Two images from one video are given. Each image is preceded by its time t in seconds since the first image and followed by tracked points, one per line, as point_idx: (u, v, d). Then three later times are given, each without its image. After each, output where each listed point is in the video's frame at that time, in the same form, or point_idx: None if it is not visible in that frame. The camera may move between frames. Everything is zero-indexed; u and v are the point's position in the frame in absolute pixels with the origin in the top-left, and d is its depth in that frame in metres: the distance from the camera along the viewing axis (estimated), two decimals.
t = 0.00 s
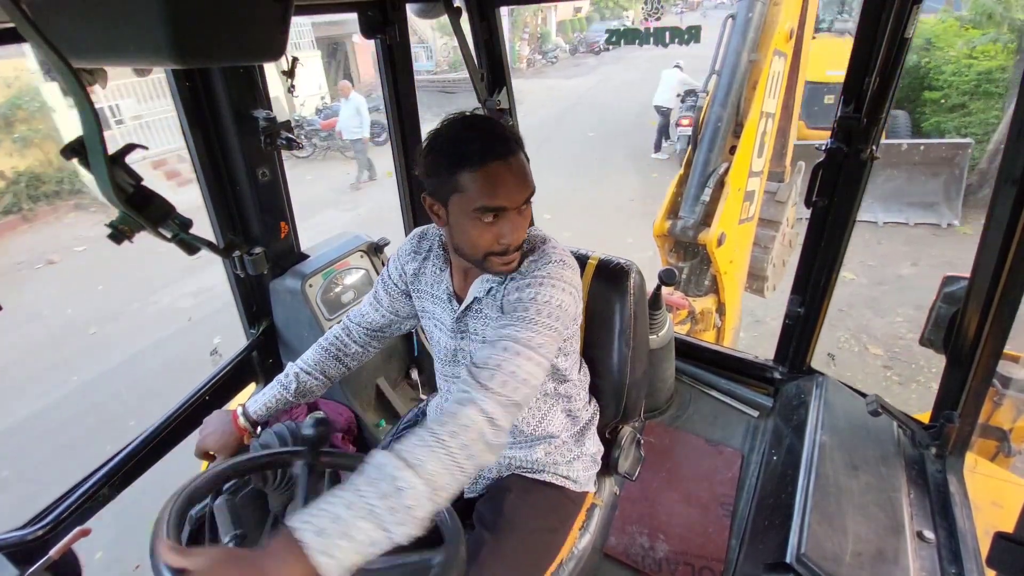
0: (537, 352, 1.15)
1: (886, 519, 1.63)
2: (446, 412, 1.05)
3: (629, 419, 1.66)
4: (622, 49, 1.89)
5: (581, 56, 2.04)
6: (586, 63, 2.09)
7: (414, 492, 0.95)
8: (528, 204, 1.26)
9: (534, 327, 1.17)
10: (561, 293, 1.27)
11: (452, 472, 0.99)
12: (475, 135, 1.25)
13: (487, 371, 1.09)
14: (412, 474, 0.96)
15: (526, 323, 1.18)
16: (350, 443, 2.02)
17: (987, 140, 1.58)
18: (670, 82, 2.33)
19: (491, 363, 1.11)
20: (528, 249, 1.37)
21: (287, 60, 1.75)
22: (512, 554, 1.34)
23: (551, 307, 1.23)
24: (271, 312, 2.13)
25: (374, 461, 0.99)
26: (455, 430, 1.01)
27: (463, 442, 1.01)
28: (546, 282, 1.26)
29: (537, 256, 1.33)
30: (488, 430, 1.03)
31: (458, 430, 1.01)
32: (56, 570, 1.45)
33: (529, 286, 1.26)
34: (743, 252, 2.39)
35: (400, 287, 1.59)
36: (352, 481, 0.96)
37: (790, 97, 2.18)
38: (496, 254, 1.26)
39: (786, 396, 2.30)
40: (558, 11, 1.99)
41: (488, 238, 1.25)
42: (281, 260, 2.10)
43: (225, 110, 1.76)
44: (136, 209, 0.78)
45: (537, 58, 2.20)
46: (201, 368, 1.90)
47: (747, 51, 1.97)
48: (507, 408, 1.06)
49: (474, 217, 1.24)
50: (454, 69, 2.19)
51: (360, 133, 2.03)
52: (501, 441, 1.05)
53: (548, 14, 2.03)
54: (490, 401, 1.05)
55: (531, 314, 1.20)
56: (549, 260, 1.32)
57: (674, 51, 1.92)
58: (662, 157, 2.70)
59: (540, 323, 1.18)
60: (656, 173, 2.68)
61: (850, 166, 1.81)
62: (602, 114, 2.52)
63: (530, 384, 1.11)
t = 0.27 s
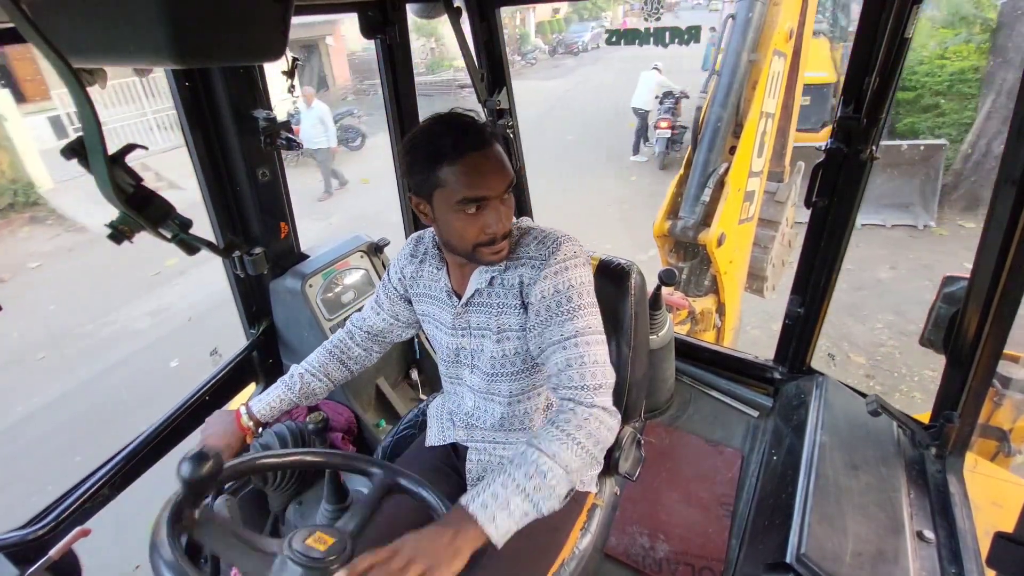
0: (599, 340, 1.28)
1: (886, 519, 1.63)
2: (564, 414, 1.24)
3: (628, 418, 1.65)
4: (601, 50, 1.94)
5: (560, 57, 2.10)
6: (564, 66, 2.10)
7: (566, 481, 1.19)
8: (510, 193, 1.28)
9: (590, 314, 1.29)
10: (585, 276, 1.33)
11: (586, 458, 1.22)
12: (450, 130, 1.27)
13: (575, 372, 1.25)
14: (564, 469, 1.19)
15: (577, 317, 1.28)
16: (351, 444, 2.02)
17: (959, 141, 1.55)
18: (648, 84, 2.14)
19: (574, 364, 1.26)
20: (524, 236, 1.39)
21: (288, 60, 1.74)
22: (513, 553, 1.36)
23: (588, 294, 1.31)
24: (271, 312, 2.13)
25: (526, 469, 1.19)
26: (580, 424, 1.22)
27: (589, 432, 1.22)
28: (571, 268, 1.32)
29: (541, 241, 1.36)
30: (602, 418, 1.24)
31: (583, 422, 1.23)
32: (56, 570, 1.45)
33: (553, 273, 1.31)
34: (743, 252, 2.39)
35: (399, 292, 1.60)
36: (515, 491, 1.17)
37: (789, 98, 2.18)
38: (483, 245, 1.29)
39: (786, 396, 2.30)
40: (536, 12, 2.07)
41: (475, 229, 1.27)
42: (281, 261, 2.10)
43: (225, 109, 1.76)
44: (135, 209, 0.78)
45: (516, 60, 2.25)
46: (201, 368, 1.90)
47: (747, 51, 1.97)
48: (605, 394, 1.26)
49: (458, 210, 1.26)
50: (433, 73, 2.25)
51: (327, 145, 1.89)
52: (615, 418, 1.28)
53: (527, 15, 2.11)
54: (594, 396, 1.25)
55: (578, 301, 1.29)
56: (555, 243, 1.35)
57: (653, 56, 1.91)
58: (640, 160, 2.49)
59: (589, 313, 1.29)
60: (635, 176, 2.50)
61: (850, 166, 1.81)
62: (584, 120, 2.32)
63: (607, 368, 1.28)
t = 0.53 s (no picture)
0: (579, 353, 1.28)
1: (886, 518, 1.63)
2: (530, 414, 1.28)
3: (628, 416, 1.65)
4: (573, 49, 2.04)
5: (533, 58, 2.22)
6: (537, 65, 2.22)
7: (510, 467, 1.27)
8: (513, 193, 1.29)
9: (573, 327, 1.29)
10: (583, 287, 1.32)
11: (536, 456, 1.27)
12: (449, 131, 1.27)
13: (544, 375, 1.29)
14: (510, 456, 1.26)
15: (560, 326, 1.29)
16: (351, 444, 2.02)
17: (926, 140, 1.64)
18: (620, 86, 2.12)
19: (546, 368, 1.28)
20: (527, 242, 1.39)
21: (287, 59, 1.78)
22: (516, 554, 1.35)
23: (582, 306, 1.31)
24: (271, 313, 2.13)
25: (482, 443, 1.28)
26: (539, 426, 1.26)
27: (546, 436, 1.26)
28: (568, 279, 1.31)
29: (545, 248, 1.36)
30: (564, 429, 1.26)
31: (545, 426, 1.26)
32: (56, 570, 1.45)
33: (550, 282, 1.31)
34: (743, 252, 2.39)
35: (397, 293, 1.60)
36: (465, 452, 1.28)
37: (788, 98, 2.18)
38: (487, 245, 1.29)
39: (786, 396, 2.29)
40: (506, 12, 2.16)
41: (479, 229, 1.27)
42: (281, 261, 2.10)
43: (225, 110, 1.76)
44: (135, 209, 0.78)
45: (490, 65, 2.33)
46: (201, 368, 1.90)
47: (746, 51, 1.97)
48: (575, 407, 1.27)
49: (461, 210, 1.26)
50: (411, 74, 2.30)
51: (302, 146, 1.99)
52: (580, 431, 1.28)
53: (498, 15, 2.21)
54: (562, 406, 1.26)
55: (567, 313, 1.29)
56: (555, 252, 1.35)
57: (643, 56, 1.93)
58: (614, 162, 2.42)
59: (576, 326, 1.28)
60: (609, 178, 2.43)
61: (850, 166, 1.81)
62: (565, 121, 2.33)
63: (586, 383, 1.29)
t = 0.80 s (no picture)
0: (522, 359, 1.25)
1: (886, 518, 1.64)
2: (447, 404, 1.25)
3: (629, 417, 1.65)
4: (541, 51, 2.15)
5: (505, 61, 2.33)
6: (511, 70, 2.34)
7: (409, 459, 1.23)
8: (510, 199, 1.28)
9: (522, 332, 1.26)
10: (555, 296, 1.30)
11: (436, 453, 1.22)
12: (453, 127, 1.27)
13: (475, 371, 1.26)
14: (409, 449, 1.23)
15: (517, 331, 1.27)
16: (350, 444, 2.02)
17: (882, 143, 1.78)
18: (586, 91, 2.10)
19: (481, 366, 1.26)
20: (526, 246, 1.38)
21: (288, 58, 1.76)
22: (518, 554, 1.35)
23: (544, 314, 1.28)
24: (271, 313, 2.13)
25: (388, 429, 1.26)
26: (446, 423, 1.22)
27: (448, 434, 1.21)
28: (543, 288, 1.30)
29: (540, 257, 1.35)
30: (475, 431, 1.21)
31: (448, 419, 1.23)
32: (57, 570, 1.45)
33: (526, 289, 1.30)
34: (743, 252, 2.40)
35: (403, 289, 1.60)
36: (372, 436, 1.26)
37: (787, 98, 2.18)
38: (474, 247, 1.29)
39: (786, 396, 2.30)
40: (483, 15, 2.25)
41: (466, 230, 1.28)
42: (282, 261, 2.10)
43: (226, 109, 1.76)
44: (136, 209, 0.78)
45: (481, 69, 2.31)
46: (201, 368, 1.90)
47: (747, 51, 1.97)
48: (494, 411, 1.22)
49: (450, 210, 1.27)
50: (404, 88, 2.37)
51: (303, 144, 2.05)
52: (488, 439, 1.22)
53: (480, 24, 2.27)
54: (477, 405, 1.22)
55: (525, 319, 1.27)
56: (547, 260, 1.34)
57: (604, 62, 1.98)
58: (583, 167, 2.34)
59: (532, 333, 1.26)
60: (578, 183, 2.38)
61: (849, 165, 1.81)
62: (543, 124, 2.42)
63: (520, 391, 1.24)
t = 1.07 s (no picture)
0: (523, 382, 1.26)
1: (886, 518, 1.64)
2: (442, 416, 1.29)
3: (630, 418, 1.65)
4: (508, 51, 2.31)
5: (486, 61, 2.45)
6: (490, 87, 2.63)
7: (398, 466, 1.28)
8: (469, 201, 1.28)
9: (526, 356, 1.27)
10: (564, 320, 1.30)
11: (427, 462, 1.27)
12: (452, 122, 1.31)
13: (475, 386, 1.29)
14: (401, 456, 1.28)
15: (523, 352, 1.27)
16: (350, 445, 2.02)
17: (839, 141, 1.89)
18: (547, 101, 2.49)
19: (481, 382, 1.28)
20: (541, 264, 1.37)
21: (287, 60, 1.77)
22: (518, 555, 1.35)
23: (553, 338, 1.28)
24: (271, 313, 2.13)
25: (378, 434, 1.31)
26: (440, 436, 1.26)
27: (441, 447, 1.26)
28: (554, 310, 1.29)
29: (551, 275, 1.34)
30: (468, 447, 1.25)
31: (441, 433, 1.26)
32: (56, 570, 1.45)
33: (535, 312, 1.30)
34: (744, 252, 2.39)
35: (410, 289, 1.60)
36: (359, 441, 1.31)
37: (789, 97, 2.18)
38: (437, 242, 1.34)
39: (786, 396, 2.29)
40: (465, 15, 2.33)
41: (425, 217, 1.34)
42: (282, 261, 2.10)
43: (226, 109, 1.76)
44: (136, 209, 0.78)
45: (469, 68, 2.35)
46: (201, 368, 1.90)
47: (747, 51, 1.97)
48: (490, 430, 1.25)
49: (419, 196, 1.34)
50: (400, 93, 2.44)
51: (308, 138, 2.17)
52: (479, 454, 1.26)
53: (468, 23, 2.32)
54: (473, 423, 1.25)
55: (530, 342, 1.28)
56: (562, 280, 1.34)
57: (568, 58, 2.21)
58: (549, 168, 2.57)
59: (536, 358, 1.26)
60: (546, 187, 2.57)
61: (849, 165, 1.81)
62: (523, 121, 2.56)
63: (518, 412, 1.26)
